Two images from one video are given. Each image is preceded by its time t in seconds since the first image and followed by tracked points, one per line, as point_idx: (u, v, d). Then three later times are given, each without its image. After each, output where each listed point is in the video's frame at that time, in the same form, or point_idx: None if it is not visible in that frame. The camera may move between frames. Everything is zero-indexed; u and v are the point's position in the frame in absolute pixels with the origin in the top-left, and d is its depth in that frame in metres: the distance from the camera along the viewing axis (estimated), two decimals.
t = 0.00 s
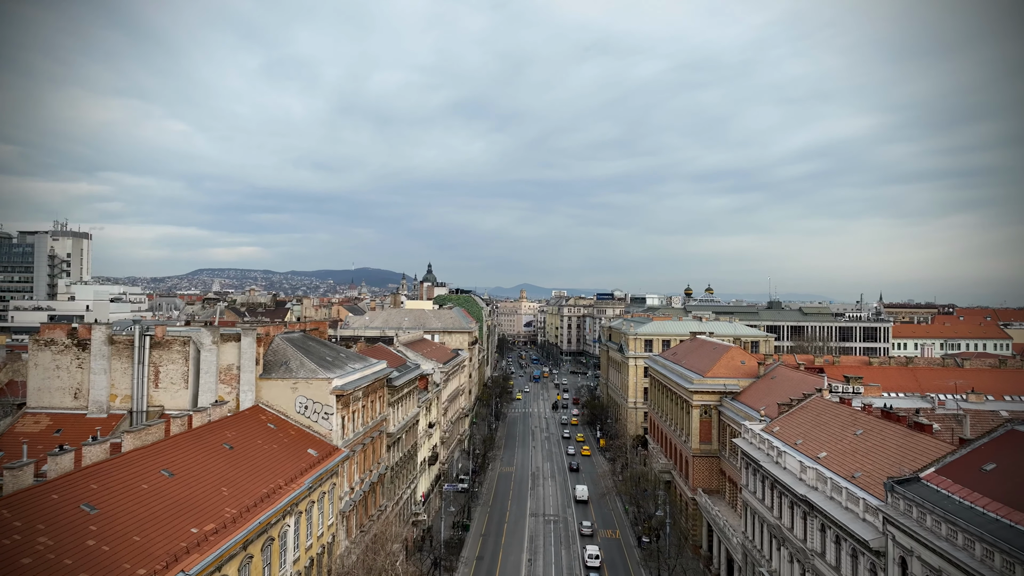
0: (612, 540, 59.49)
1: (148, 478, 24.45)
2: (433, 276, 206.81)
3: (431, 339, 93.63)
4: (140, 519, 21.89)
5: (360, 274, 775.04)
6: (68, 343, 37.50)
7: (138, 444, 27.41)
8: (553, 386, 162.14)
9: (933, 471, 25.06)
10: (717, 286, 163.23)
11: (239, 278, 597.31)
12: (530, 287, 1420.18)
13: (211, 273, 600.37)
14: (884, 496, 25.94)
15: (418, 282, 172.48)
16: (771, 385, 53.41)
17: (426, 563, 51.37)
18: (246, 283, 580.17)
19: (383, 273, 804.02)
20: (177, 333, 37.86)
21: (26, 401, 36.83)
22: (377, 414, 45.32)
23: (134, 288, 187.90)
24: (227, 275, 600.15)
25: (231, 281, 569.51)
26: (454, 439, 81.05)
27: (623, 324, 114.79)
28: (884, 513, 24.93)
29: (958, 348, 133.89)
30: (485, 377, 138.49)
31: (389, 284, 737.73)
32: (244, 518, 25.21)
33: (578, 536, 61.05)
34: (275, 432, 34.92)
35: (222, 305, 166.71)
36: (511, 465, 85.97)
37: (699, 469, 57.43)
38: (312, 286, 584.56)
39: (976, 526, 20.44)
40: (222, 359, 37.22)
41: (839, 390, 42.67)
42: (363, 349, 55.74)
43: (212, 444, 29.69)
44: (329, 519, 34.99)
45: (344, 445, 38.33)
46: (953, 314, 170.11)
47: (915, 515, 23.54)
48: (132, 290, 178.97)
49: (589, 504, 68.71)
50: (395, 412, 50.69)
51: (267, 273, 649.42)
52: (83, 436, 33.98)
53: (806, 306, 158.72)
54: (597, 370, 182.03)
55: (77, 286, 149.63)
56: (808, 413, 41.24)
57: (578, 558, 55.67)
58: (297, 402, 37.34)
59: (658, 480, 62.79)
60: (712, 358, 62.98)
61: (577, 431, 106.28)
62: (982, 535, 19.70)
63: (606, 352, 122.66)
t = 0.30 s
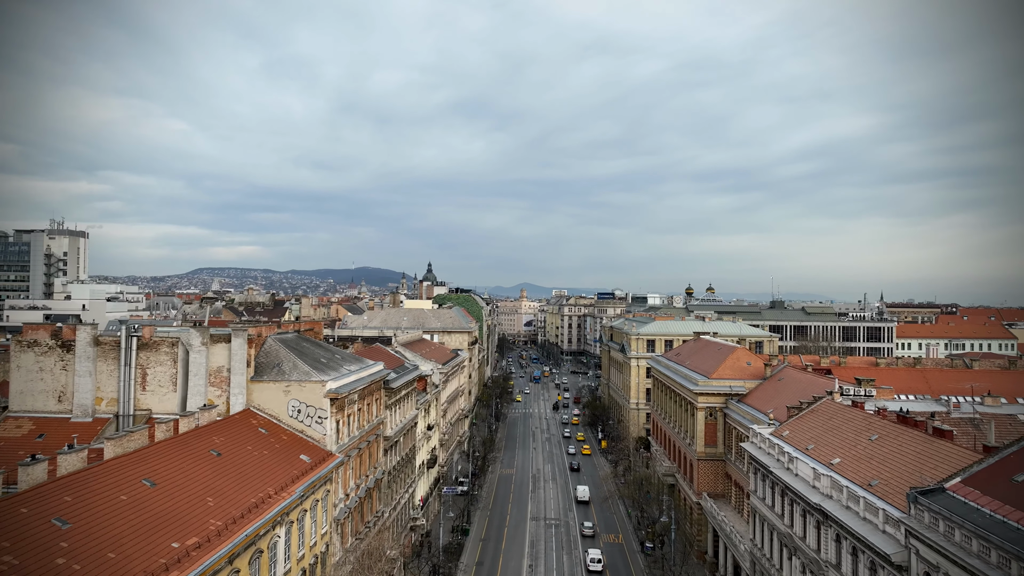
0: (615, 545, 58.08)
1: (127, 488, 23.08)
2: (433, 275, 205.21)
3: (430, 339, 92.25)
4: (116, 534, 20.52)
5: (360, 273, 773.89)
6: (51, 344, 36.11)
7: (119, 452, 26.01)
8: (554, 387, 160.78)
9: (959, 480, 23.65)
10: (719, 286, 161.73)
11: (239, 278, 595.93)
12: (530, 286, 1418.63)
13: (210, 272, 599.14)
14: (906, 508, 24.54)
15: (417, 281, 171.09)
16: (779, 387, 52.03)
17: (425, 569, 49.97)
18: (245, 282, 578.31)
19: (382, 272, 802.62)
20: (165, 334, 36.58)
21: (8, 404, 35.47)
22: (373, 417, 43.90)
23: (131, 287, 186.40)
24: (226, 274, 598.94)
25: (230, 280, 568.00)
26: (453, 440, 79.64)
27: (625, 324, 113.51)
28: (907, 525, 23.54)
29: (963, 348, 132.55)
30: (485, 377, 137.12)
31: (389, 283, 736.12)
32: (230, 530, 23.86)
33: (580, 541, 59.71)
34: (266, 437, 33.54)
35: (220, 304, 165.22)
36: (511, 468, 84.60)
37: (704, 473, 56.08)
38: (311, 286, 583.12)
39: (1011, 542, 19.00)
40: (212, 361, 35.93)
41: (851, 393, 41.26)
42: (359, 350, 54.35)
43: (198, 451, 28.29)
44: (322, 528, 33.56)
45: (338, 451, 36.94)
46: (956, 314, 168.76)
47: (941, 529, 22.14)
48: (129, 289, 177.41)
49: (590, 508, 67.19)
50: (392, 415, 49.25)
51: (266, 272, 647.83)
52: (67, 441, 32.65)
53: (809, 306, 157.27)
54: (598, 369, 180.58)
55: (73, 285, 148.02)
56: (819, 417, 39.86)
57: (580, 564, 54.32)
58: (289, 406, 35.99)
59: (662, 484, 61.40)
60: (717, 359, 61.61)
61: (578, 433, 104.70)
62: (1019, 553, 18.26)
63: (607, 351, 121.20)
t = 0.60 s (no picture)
0: (617, 550, 56.73)
1: (103, 501, 21.68)
2: (432, 275, 203.71)
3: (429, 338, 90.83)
4: (87, 552, 19.11)
5: (360, 272, 772.32)
6: (33, 346, 34.66)
7: (96, 461, 24.62)
8: (554, 387, 159.42)
9: (988, 493, 22.25)
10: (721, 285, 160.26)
11: (238, 276, 594.58)
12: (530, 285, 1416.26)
13: (209, 271, 597.61)
14: (932, 521, 23.12)
15: (416, 280, 169.60)
16: (786, 390, 50.69)
17: None
18: (244, 281, 576.48)
19: (382, 271, 801.29)
20: (151, 335, 35.18)
21: None
22: (369, 421, 42.54)
23: (128, 285, 185.04)
24: (225, 273, 597.39)
25: (229, 279, 566.55)
26: (452, 442, 78.25)
27: (625, 325, 112.24)
28: (933, 540, 22.12)
29: (967, 348, 131.23)
30: (485, 377, 135.70)
31: (389, 282, 734.27)
32: (214, 545, 22.45)
33: (582, 546, 58.33)
34: (256, 443, 32.10)
35: (217, 304, 163.69)
36: (512, 470, 83.21)
37: (708, 477, 54.69)
38: (310, 285, 581.53)
39: None
40: (201, 363, 34.53)
41: (863, 396, 39.86)
42: (355, 351, 52.95)
43: (182, 459, 26.83)
44: (314, 538, 32.10)
45: (332, 456, 35.49)
46: (960, 314, 167.37)
47: (972, 545, 20.71)
48: (126, 289, 175.85)
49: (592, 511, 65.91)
50: (389, 418, 47.84)
51: (265, 271, 646.36)
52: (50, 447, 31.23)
53: (812, 305, 155.76)
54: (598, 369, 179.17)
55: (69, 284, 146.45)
56: (830, 421, 38.45)
57: (582, 569, 52.96)
58: (281, 410, 34.56)
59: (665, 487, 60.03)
60: (722, 360, 60.18)
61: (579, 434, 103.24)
62: None
63: (608, 351, 119.79)
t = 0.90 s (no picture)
0: (620, 555, 55.34)
1: (76, 515, 20.28)
2: (431, 274, 202.25)
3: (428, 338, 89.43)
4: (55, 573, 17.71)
5: (359, 271, 771.16)
6: (13, 348, 33.18)
7: (72, 470, 23.19)
8: (554, 387, 158.08)
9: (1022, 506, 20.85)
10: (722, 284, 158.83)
11: (237, 275, 593.31)
12: (529, 284, 1414.90)
13: (209, 270, 596.05)
14: (961, 536, 21.73)
15: (415, 280, 168.08)
16: (794, 392, 49.31)
17: None
18: (243, 280, 574.86)
19: (381, 270, 799.51)
20: (137, 336, 33.75)
21: None
22: (365, 425, 41.19)
23: (125, 284, 183.66)
24: (225, 272, 595.79)
25: (229, 278, 565.61)
26: (451, 444, 76.94)
27: (627, 325, 110.94)
28: (963, 557, 20.75)
29: (971, 348, 129.94)
30: (484, 377, 134.30)
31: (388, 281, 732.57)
32: (195, 561, 21.04)
33: (584, 551, 56.99)
34: (246, 450, 30.69)
35: (214, 303, 162.13)
36: (512, 472, 81.87)
37: (714, 481, 53.36)
38: (309, 284, 579.95)
39: None
40: (188, 366, 33.16)
41: (877, 399, 38.47)
42: (352, 351, 51.60)
43: (164, 468, 25.37)
44: (305, 549, 30.66)
45: (324, 463, 34.06)
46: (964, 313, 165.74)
47: (1006, 563, 19.32)
48: (122, 288, 174.28)
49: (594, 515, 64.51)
50: (386, 421, 46.47)
51: (264, 270, 644.67)
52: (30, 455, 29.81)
53: (814, 305, 154.23)
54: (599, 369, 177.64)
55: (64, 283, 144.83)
56: (843, 426, 37.08)
57: None
58: (271, 414, 33.14)
59: (669, 491, 58.75)
60: (727, 362, 58.77)
61: (580, 435, 101.88)
62: None
63: (609, 352, 118.43)
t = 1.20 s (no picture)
0: (623, 561, 53.87)
1: (44, 533, 18.78)
2: (430, 273, 200.72)
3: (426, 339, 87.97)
4: None
5: (359, 270, 769.87)
6: None
7: (43, 481, 21.69)
8: (555, 387, 156.58)
9: None
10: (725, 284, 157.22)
11: (237, 274, 592.24)
12: (529, 283, 1413.37)
13: (208, 269, 594.57)
14: (996, 552, 20.26)
15: (415, 279, 166.58)
16: (803, 395, 47.86)
17: None
18: (242, 279, 573.24)
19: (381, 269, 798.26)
20: (121, 337, 32.30)
21: None
22: (361, 429, 39.74)
23: (122, 283, 182.31)
24: (224, 271, 594.36)
25: (228, 277, 564.45)
26: (450, 446, 75.60)
27: (628, 324, 109.49)
28: None
29: (976, 348, 128.53)
30: (484, 378, 132.87)
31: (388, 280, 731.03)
32: None
33: (587, 556, 55.56)
34: (234, 457, 29.21)
35: (212, 302, 160.68)
36: (512, 474, 80.42)
37: (720, 486, 51.89)
38: (309, 283, 578.50)
39: None
40: (174, 369, 31.74)
41: (892, 403, 37.00)
42: (348, 353, 50.13)
43: (145, 478, 23.89)
44: (296, 561, 29.19)
45: (317, 470, 32.54)
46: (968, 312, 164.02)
47: None
48: (120, 287, 172.81)
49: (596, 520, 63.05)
50: (383, 425, 45.01)
51: (264, 269, 643.38)
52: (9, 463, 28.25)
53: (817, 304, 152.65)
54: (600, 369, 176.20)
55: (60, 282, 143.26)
56: (857, 431, 35.62)
57: None
58: (261, 419, 31.72)
59: (674, 496, 57.28)
60: (733, 363, 57.34)
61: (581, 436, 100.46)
62: None
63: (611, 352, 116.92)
